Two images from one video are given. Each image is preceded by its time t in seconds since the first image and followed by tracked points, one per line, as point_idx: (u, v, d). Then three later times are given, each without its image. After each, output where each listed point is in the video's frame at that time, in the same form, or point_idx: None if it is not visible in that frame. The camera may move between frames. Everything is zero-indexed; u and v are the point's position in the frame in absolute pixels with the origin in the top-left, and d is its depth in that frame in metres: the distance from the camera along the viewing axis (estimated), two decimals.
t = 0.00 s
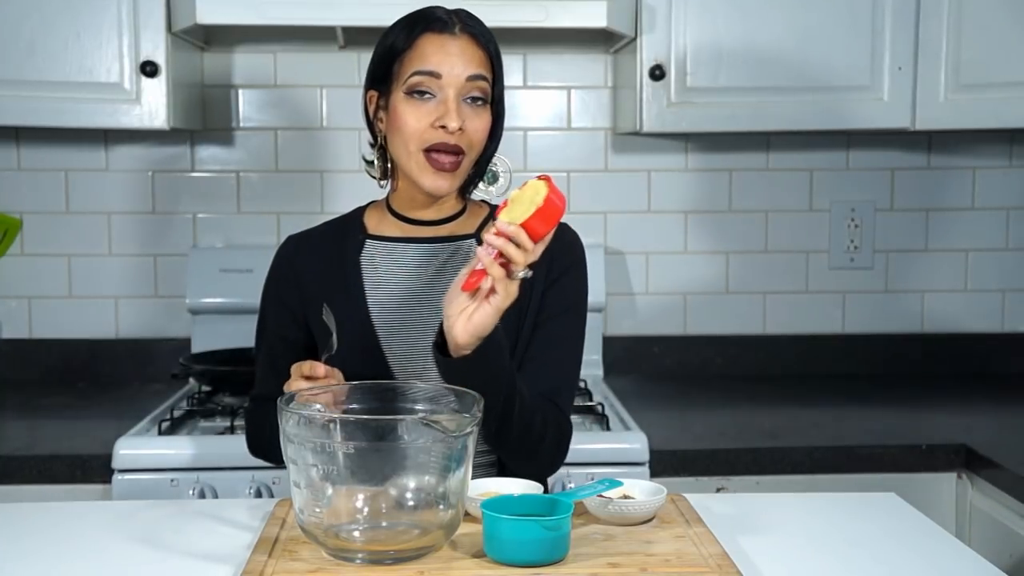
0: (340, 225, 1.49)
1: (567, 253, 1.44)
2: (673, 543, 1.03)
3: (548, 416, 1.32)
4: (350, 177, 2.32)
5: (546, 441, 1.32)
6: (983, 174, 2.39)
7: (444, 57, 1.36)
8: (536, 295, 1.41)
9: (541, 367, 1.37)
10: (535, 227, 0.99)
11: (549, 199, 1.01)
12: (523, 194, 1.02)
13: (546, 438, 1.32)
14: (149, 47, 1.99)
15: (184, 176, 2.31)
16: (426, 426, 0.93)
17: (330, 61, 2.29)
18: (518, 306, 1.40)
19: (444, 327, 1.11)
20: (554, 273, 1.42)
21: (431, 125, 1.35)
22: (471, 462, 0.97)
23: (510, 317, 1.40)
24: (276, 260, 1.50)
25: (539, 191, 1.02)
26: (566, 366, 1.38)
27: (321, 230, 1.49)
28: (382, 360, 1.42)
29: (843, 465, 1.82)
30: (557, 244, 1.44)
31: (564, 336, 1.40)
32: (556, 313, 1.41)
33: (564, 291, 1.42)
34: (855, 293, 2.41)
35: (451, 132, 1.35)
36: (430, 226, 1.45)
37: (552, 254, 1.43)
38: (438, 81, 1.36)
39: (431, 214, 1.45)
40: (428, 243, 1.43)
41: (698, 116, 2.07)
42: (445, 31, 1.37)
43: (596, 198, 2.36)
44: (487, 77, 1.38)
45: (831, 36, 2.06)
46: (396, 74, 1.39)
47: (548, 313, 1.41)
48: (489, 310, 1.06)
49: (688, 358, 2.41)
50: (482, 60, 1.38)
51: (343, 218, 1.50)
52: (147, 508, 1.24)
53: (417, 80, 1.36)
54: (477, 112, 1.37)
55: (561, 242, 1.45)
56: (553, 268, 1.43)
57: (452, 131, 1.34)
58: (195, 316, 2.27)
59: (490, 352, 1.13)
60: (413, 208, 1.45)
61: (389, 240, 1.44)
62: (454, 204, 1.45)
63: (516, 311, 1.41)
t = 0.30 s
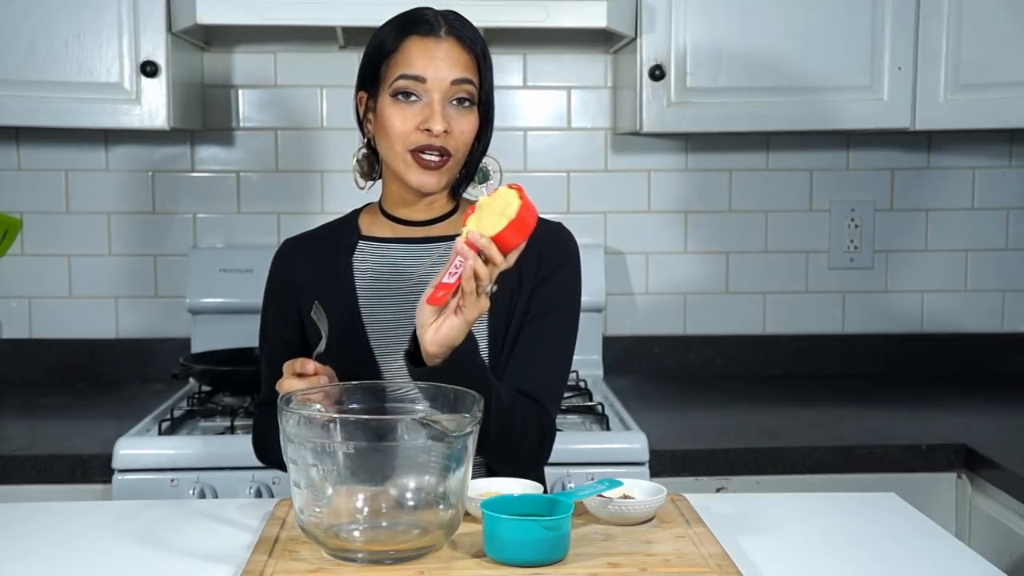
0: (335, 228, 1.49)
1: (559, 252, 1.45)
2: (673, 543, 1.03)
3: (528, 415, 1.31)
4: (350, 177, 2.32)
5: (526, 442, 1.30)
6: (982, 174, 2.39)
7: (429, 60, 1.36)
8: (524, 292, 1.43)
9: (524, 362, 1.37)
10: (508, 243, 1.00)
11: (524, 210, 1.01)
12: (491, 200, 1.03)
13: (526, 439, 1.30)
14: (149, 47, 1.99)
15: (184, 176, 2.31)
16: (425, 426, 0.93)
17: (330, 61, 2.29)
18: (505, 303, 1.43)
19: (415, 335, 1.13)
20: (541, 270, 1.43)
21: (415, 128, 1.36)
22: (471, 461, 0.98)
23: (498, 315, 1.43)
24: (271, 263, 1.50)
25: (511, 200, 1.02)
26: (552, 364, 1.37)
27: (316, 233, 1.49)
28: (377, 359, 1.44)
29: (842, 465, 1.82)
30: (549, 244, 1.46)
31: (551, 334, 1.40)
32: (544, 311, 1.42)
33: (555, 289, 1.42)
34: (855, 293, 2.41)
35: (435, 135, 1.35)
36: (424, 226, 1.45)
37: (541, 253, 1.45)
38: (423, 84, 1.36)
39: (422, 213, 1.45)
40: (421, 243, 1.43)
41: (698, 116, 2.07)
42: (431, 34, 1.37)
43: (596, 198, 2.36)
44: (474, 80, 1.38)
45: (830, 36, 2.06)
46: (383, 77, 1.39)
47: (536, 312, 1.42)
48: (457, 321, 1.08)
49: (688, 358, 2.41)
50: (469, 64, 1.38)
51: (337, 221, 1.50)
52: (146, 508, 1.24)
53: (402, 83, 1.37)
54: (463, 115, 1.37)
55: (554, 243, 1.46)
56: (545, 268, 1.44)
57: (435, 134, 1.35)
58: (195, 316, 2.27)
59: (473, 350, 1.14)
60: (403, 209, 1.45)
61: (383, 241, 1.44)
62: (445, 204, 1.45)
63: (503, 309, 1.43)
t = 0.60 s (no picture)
0: (336, 227, 1.49)
1: (561, 254, 1.45)
2: (673, 543, 1.03)
3: (529, 418, 1.31)
4: (350, 177, 2.32)
5: (527, 445, 1.30)
6: (982, 173, 2.39)
7: (426, 59, 1.36)
8: (526, 294, 1.43)
9: (525, 364, 1.37)
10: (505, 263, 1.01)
11: (521, 229, 1.02)
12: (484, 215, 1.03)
13: (526, 442, 1.30)
14: (149, 47, 1.99)
15: (184, 176, 2.31)
16: (425, 426, 0.93)
17: (330, 61, 2.29)
18: (507, 304, 1.43)
19: (415, 345, 1.13)
20: (543, 272, 1.43)
21: (415, 127, 1.36)
22: (471, 461, 0.98)
23: (500, 316, 1.43)
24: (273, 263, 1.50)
25: (508, 218, 1.02)
26: (553, 366, 1.37)
27: (318, 233, 1.49)
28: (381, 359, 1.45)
29: (842, 465, 1.83)
30: (550, 245, 1.46)
31: (552, 336, 1.40)
32: (546, 313, 1.42)
33: (556, 291, 1.43)
34: (855, 292, 2.41)
35: (435, 134, 1.35)
36: (425, 226, 1.45)
37: (543, 254, 1.45)
38: (421, 83, 1.37)
39: (424, 213, 1.45)
40: (422, 242, 1.43)
41: (698, 117, 2.07)
42: (428, 34, 1.37)
43: (596, 198, 2.36)
44: (471, 78, 1.38)
45: (830, 36, 2.06)
46: (381, 77, 1.39)
47: (537, 313, 1.42)
48: (454, 337, 1.08)
49: (688, 358, 2.41)
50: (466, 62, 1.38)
51: (339, 221, 1.50)
52: (146, 508, 1.24)
53: (400, 83, 1.37)
54: (462, 113, 1.38)
55: (555, 243, 1.46)
56: (546, 270, 1.44)
57: (435, 133, 1.35)
58: (195, 316, 2.27)
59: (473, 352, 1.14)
60: (405, 209, 1.45)
61: (383, 241, 1.45)
62: (446, 202, 1.46)
63: (505, 310, 1.43)
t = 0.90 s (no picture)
0: (338, 224, 1.48)
1: (566, 259, 1.46)
2: (673, 543, 1.03)
3: (526, 423, 1.32)
4: (350, 177, 2.32)
5: (524, 450, 1.32)
6: (982, 174, 2.39)
7: (421, 54, 1.38)
8: (530, 299, 1.43)
9: (527, 369, 1.38)
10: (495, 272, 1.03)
11: (507, 244, 1.04)
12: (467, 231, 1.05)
13: (523, 448, 1.31)
14: (149, 47, 1.99)
15: (184, 177, 2.31)
16: (426, 427, 0.93)
17: (331, 61, 2.29)
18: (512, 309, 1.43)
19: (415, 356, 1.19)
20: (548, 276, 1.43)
21: (409, 120, 1.37)
22: (471, 461, 0.98)
23: (504, 319, 1.43)
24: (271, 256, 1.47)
25: (496, 233, 1.04)
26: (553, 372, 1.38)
27: (321, 229, 1.48)
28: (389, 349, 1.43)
29: (842, 465, 1.83)
30: (555, 250, 1.46)
31: (555, 342, 1.40)
32: (549, 319, 1.42)
33: (559, 297, 1.43)
34: (855, 292, 2.41)
35: (428, 126, 1.36)
36: (428, 226, 1.46)
37: (548, 259, 1.45)
38: (415, 77, 1.37)
39: (427, 212, 1.46)
40: (423, 244, 1.44)
41: (698, 117, 2.07)
42: (423, 29, 1.38)
43: (596, 198, 2.36)
44: (466, 72, 1.39)
45: (831, 36, 2.06)
46: (378, 74, 1.41)
47: (541, 318, 1.42)
48: (451, 349, 1.14)
49: (688, 357, 2.41)
50: (462, 57, 1.39)
51: (340, 218, 1.50)
52: (146, 509, 1.24)
53: (395, 77, 1.38)
54: (457, 106, 1.38)
55: (560, 248, 1.46)
56: (550, 275, 1.44)
57: (427, 124, 1.35)
58: (195, 316, 2.27)
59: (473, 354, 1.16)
60: (408, 208, 1.46)
61: (388, 241, 1.45)
62: (449, 202, 1.46)
63: (509, 314, 1.43)
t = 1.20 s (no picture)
0: (340, 225, 1.48)
1: (569, 263, 1.45)
2: (673, 543, 1.03)
3: (523, 429, 1.32)
4: (350, 177, 2.32)
5: (522, 456, 1.32)
6: (982, 174, 2.39)
7: (426, 51, 1.38)
8: (534, 303, 1.43)
9: (529, 374, 1.38)
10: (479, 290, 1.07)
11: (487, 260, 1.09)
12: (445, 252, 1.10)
13: (521, 453, 1.32)
14: (149, 47, 2.00)
15: (185, 177, 2.31)
16: (426, 427, 0.93)
17: (331, 61, 2.29)
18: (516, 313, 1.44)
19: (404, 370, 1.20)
20: (552, 280, 1.43)
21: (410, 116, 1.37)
22: (471, 461, 0.98)
23: (508, 323, 1.44)
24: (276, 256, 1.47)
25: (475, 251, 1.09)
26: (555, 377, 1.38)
27: (324, 229, 1.48)
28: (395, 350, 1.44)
29: (841, 465, 1.83)
30: (560, 253, 1.45)
31: (558, 348, 1.40)
32: (553, 323, 1.42)
33: (563, 303, 1.43)
34: (855, 292, 2.41)
35: (428, 122, 1.36)
36: (431, 227, 1.46)
37: (552, 263, 1.45)
38: (418, 74, 1.38)
39: (429, 214, 1.46)
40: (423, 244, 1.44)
41: (698, 117, 2.07)
42: (430, 27, 1.39)
43: (596, 198, 2.37)
44: (470, 72, 1.39)
45: (830, 36, 2.06)
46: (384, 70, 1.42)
47: (544, 323, 1.43)
48: (440, 362, 1.16)
49: (688, 357, 2.41)
50: (467, 57, 1.39)
51: (343, 218, 1.50)
52: (146, 509, 1.24)
53: (399, 74, 1.39)
54: (458, 105, 1.39)
55: (564, 251, 1.46)
56: (554, 280, 1.44)
57: (427, 121, 1.35)
58: (195, 316, 2.27)
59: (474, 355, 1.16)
60: (410, 208, 1.46)
61: (388, 242, 1.45)
62: (451, 204, 1.46)
63: (513, 317, 1.44)
